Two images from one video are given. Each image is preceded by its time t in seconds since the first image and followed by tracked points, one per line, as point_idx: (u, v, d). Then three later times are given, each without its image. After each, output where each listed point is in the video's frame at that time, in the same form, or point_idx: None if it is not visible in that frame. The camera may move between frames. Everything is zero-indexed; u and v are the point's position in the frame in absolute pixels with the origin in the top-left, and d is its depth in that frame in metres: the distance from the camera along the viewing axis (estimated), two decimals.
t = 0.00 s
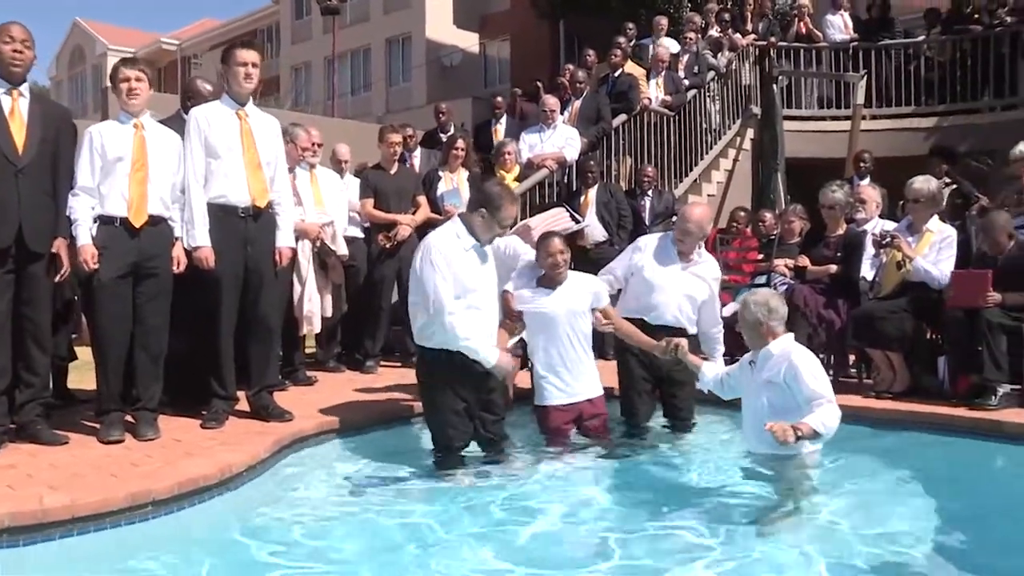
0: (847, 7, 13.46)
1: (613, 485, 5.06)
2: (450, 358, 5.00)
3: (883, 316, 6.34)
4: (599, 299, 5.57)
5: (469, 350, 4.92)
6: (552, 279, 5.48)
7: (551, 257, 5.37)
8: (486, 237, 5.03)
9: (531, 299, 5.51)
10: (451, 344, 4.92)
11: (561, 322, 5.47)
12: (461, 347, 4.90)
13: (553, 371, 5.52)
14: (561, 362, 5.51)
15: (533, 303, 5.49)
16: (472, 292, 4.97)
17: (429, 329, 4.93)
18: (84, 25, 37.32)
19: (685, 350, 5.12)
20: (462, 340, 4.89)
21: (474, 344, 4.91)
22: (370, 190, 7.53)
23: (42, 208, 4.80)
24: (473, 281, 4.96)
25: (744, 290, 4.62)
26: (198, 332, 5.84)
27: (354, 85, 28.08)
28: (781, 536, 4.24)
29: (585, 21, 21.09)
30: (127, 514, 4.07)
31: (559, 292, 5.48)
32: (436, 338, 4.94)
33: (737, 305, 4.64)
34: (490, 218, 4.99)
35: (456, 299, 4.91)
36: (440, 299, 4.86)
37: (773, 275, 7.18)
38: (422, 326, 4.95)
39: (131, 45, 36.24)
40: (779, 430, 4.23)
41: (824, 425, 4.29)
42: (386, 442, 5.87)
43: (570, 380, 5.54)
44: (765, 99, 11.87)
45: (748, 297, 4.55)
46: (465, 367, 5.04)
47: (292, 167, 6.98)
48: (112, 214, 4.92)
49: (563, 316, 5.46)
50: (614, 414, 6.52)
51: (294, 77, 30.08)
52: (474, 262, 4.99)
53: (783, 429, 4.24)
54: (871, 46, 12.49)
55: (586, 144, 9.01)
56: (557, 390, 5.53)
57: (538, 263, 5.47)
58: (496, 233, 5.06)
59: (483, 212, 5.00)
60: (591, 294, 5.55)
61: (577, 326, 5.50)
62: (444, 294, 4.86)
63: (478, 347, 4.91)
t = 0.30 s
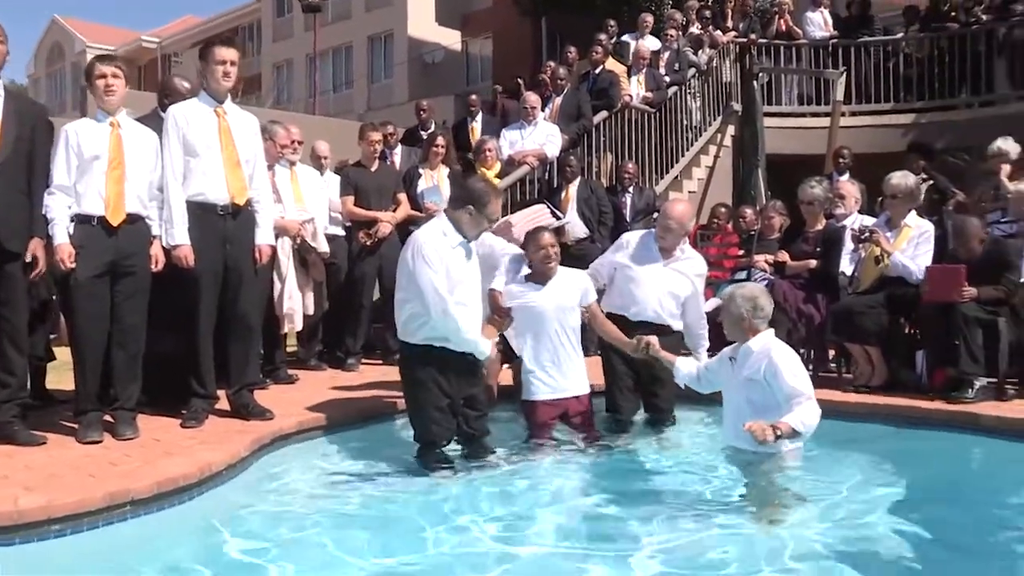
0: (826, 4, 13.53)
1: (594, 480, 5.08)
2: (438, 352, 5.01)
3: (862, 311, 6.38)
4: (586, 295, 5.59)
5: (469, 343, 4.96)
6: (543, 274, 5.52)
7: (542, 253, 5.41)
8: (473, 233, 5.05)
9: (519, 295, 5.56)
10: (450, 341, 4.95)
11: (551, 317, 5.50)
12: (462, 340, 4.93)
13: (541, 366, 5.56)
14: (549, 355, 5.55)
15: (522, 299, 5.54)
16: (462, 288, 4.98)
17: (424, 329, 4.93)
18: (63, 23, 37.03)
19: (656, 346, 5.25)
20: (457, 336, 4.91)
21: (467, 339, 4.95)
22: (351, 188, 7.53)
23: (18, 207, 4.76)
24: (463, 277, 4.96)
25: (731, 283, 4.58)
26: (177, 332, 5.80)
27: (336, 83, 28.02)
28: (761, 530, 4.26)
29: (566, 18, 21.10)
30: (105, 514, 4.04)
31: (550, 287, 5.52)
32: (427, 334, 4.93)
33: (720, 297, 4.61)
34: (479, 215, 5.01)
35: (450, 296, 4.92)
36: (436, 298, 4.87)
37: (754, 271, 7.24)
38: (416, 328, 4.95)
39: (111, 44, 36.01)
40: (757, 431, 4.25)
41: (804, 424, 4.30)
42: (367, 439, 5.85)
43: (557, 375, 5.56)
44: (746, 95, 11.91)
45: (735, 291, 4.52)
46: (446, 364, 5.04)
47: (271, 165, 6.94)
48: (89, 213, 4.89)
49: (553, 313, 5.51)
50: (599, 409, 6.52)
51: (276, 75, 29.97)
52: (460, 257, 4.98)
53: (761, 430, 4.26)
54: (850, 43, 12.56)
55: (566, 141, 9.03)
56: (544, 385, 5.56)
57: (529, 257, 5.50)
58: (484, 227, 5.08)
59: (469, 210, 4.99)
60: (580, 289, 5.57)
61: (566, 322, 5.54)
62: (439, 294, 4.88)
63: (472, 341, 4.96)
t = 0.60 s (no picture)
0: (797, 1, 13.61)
1: (566, 474, 5.09)
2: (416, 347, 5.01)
3: (831, 306, 6.43)
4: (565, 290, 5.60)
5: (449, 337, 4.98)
6: (522, 270, 5.52)
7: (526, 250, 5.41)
8: (450, 228, 5.03)
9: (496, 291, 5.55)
10: (428, 336, 4.95)
11: (526, 314, 5.50)
12: (442, 335, 4.94)
13: (517, 363, 5.56)
14: (524, 351, 5.56)
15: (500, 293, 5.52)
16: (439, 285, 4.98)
17: (402, 325, 4.92)
18: (32, 16, 36.56)
19: (628, 338, 5.32)
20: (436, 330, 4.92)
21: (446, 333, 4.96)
22: (322, 184, 7.49)
23: None
24: (440, 273, 4.96)
25: (709, 278, 4.54)
26: (145, 328, 5.75)
27: (309, 79, 27.89)
28: (730, 524, 4.29)
29: (540, 13, 21.07)
30: (71, 514, 4.01)
31: (530, 282, 5.50)
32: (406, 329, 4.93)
33: (698, 291, 4.57)
34: (454, 209, 4.99)
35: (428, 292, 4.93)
36: (415, 294, 4.87)
37: (725, 266, 7.21)
38: (393, 324, 4.94)
39: (80, 37, 35.61)
40: (731, 434, 4.25)
41: (777, 428, 4.26)
42: (339, 435, 5.83)
43: (533, 370, 5.57)
44: (718, 92, 11.96)
45: (713, 286, 4.49)
46: (418, 360, 5.02)
47: (242, 161, 6.85)
48: (54, 208, 4.82)
49: (528, 309, 5.50)
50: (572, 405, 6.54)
51: (249, 70, 29.78)
52: (438, 254, 4.97)
53: (737, 433, 4.26)
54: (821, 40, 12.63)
55: (539, 137, 9.03)
56: (519, 381, 5.56)
57: (512, 252, 5.49)
58: (460, 221, 5.06)
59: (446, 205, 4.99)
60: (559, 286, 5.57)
61: (542, 318, 5.53)
62: (419, 290, 4.87)
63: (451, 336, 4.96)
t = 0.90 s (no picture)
0: None
1: (544, 469, 5.10)
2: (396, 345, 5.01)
3: (808, 302, 6.47)
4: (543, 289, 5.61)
5: (426, 333, 4.95)
6: (501, 267, 5.54)
7: (505, 245, 5.38)
8: (427, 223, 5.03)
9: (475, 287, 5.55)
10: (407, 333, 4.94)
11: (503, 310, 5.50)
12: (419, 332, 4.92)
13: (495, 358, 5.57)
14: (503, 347, 5.55)
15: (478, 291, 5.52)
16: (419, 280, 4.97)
17: (381, 322, 4.91)
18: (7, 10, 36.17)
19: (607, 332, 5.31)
20: (416, 328, 4.91)
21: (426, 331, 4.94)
22: (300, 179, 7.46)
23: None
24: (419, 269, 4.94)
25: (689, 274, 4.53)
26: (121, 324, 5.71)
27: (289, 75, 27.77)
28: (707, 518, 4.32)
29: (521, 10, 21.04)
30: (44, 511, 3.98)
31: (507, 280, 5.52)
32: (385, 328, 4.92)
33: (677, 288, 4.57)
34: (428, 203, 4.99)
35: (406, 289, 4.90)
36: (391, 292, 4.85)
37: (704, 262, 7.20)
38: (372, 321, 4.93)
39: (57, 32, 35.29)
40: (713, 435, 4.28)
41: (757, 427, 4.33)
42: (316, 431, 5.82)
43: (512, 366, 5.58)
44: (698, 88, 12.00)
45: (692, 283, 4.48)
46: (397, 357, 5.02)
47: (219, 156, 6.85)
48: (27, 203, 4.78)
49: (507, 306, 5.50)
50: (552, 401, 6.56)
51: (228, 66, 29.65)
52: (417, 250, 4.96)
53: (718, 432, 4.28)
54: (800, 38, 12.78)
55: (518, 133, 9.04)
56: (497, 377, 5.56)
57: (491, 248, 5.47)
58: (437, 216, 5.04)
59: (423, 197, 4.99)
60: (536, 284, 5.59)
61: (520, 315, 5.53)
62: (395, 288, 4.85)
63: (430, 334, 4.96)
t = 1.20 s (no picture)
0: None
1: (535, 467, 5.10)
2: (383, 345, 5.00)
3: (798, 301, 6.48)
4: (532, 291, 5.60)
5: (410, 332, 4.94)
6: (493, 267, 5.50)
7: (494, 245, 5.35)
8: (410, 220, 5.01)
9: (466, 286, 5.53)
10: (392, 332, 4.93)
11: (493, 311, 5.50)
12: (402, 331, 4.91)
13: (484, 356, 5.57)
14: (492, 345, 5.56)
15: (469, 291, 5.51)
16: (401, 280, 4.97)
17: (364, 323, 4.92)
18: None
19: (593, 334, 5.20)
20: (400, 326, 4.90)
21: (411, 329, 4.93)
22: (291, 177, 7.45)
23: None
24: (403, 268, 4.95)
25: (678, 271, 4.54)
26: (110, 322, 5.68)
27: (280, 72, 27.72)
28: (697, 517, 4.33)
29: (513, 9, 21.01)
30: (32, 509, 3.96)
31: (499, 280, 5.52)
32: (370, 327, 4.92)
33: (666, 285, 4.58)
34: (411, 199, 4.96)
35: (388, 288, 4.91)
36: (372, 292, 4.86)
37: (694, 261, 7.25)
38: (357, 320, 4.93)
39: (47, 28, 35.12)
40: (694, 428, 4.27)
41: (740, 422, 4.32)
42: (306, 429, 5.81)
43: (501, 365, 5.59)
44: (689, 87, 12.02)
45: (682, 280, 4.49)
46: (387, 355, 5.01)
47: (210, 154, 6.84)
48: (14, 200, 4.74)
49: (498, 306, 5.50)
50: (542, 400, 6.56)
51: (219, 64, 29.58)
52: (401, 248, 4.97)
53: (698, 426, 4.28)
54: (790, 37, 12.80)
55: (509, 132, 9.04)
56: (486, 376, 5.57)
57: (481, 247, 5.44)
58: (419, 212, 5.01)
59: (403, 193, 4.98)
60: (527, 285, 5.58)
61: (510, 316, 5.53)
62: (376, 287, 4.86)
63: (415, 332, 4.94)
